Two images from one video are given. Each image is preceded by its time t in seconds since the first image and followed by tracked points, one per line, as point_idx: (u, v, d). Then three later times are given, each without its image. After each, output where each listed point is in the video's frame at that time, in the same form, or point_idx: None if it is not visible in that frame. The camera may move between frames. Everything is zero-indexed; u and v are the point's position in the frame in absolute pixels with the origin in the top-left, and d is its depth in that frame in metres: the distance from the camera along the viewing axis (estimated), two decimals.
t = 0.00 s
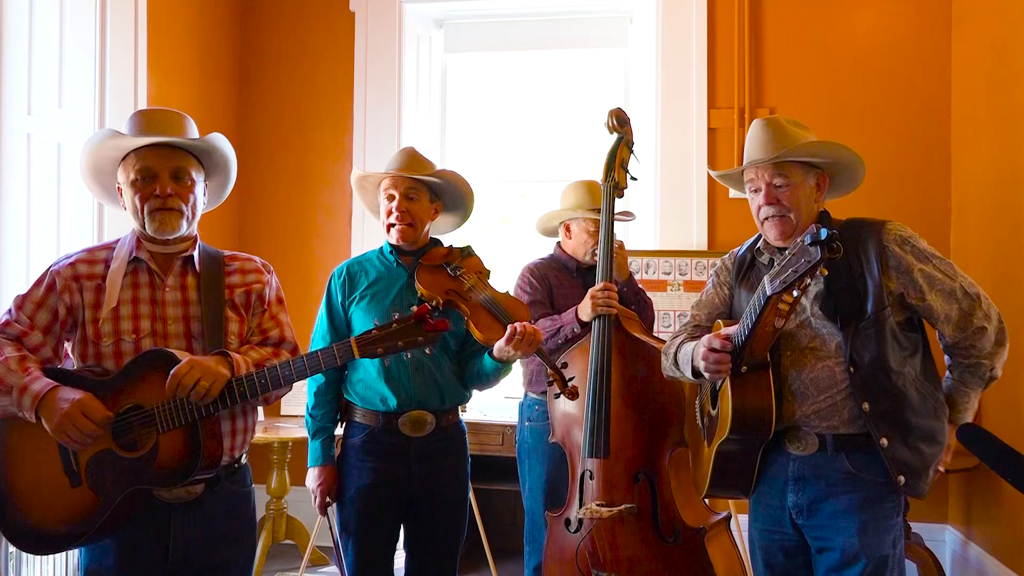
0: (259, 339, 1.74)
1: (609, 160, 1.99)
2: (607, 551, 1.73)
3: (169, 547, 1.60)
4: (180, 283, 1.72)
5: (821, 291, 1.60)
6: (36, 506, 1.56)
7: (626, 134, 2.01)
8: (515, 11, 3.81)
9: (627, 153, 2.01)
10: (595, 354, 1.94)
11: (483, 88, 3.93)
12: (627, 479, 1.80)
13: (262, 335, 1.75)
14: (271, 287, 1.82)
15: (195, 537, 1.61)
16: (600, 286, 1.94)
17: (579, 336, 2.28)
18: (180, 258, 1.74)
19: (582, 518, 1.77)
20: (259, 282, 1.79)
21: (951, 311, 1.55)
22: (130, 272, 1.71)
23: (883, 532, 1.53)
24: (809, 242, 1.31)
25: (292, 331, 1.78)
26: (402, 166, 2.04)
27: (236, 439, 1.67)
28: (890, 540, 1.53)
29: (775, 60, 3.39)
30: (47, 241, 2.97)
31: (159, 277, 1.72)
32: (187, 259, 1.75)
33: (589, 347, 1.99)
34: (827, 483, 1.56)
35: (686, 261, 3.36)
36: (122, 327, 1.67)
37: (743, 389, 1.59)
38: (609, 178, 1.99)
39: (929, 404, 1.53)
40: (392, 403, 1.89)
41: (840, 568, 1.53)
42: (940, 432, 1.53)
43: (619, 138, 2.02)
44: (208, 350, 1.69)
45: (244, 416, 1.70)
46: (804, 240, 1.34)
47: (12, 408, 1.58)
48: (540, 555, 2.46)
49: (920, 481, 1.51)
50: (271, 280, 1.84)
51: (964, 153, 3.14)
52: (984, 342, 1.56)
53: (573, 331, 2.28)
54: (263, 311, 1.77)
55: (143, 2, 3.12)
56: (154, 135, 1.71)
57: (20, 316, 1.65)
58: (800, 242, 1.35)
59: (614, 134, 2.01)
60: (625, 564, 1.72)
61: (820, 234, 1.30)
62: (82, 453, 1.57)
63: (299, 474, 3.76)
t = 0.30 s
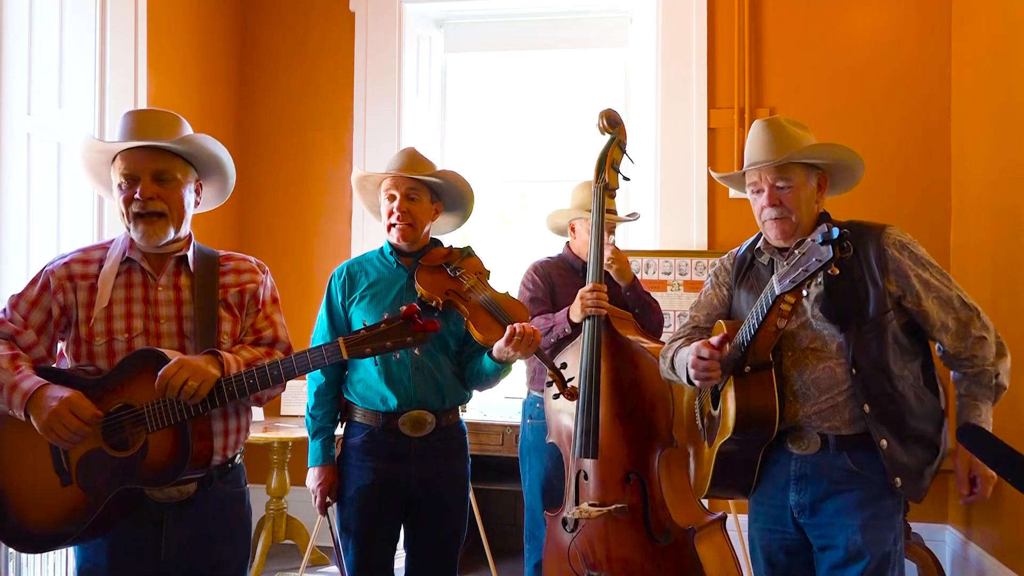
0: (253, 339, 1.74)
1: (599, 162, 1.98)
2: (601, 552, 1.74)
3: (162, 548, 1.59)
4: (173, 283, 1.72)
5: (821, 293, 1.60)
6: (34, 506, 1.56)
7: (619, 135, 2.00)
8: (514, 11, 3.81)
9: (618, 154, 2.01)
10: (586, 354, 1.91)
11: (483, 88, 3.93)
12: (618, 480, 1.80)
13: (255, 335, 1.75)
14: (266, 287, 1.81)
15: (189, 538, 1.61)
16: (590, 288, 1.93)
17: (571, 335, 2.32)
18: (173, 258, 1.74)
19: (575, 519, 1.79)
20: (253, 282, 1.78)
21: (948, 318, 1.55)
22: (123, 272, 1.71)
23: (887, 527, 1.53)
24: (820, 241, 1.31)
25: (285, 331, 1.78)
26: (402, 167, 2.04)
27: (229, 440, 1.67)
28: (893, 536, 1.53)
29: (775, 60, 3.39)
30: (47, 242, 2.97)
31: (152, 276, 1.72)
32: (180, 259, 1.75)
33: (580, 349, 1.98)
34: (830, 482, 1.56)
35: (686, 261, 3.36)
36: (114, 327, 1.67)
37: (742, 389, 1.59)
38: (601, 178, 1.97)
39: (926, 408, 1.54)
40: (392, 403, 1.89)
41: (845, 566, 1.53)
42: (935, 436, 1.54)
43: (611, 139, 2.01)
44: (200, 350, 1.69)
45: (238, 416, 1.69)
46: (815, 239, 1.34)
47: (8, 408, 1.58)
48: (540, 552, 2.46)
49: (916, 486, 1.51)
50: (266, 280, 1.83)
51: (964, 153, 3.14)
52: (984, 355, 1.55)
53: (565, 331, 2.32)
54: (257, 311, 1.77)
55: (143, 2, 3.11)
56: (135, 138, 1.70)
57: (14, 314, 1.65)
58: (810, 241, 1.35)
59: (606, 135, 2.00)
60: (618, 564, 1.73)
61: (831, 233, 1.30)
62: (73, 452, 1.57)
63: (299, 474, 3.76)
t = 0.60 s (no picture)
0: (247, 337, 1.75)
1: (596, 162, 1.98)
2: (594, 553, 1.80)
3: (158, 546, 1.61)
4: (166, 283, 1.73)
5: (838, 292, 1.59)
6: (33, 506, 1.56)
7: (616, 136, 2.02)
8: (514, 11, 3.80)
9: (616, 154, 2.01)
10: (580, 359, 1.90)
11: (483, 87, 3.93)
12: (612, 479, 1.83)
13: (249, 333, 1.75)
14: (258, 286, 1.82)
15: (185, 538, 1.62)
16: (584, 290, 1.91)
17: (563, 336, 2.40)
18: (166, 258, 1.75)
19: (568, 516, 1.85)
20: (246, 281, 1.79)
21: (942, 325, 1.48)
22: (116, 273, 1.71)
23: (894, 529, 1.52)
24: (850, 248, 1.35)
25: (280, 329, 1.79)
26: (402, 167, 2.04)
27: (224, 439, 1.67)
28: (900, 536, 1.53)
29: (775, 60, 3.39)
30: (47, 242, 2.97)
31: (146, 277, 1.72)
32: (173, 259, 1.75)
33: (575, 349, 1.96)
34: (838, 481, 1.55)
35: (686, 261, 3.36)
36: (109, 327, 1.67)
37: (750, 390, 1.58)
38: (597, 178, 1.98)
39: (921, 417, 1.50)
40: (392, 403, 1.89)
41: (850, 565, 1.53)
42: (931, 445, 1.55)
43: (610, 139, 2.02)
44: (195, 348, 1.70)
45: (232, 415, 1.69)
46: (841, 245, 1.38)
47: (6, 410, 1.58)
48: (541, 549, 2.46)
49: (915, 493, 1.53)
50: (258, 279, 1.84)
51: (964, 153, 3.14)
52: (928, 356, 1.45)
53: (559, 331, 2.40)
54: (251, 310, 1.78)
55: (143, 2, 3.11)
56: (124, 140, 1.71)
57: (7, 316, 1.65)
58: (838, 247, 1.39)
59: (604, 136, 2.02)
60: (613, 564, 1.77)
61: (862, 242, 1.34)
62: (70, 453, 1.57)
63: (299, 474, 3.76)
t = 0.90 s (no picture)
0: (243, 336, 1.77)
1: (590, 163, 1.98)
2: (591, 552, 1.84)
3: (153, 546, 1.61)
4: (161, 283, 1.73)
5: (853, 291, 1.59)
6: (32, 505, 1.56)
7: (612, 136, 2.02)
8: (514, 11, 3.80)
9: (611, 155, 2.01)
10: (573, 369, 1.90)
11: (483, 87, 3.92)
12: (608, 478, 1.83)
13: (245, 332, 1.77)
14: (252, 285, 1.83)
15: (181, 536, 1.62)
16: (578, 290, 1.92)
17: (557, 338, 2.41)
18: (160, 258, 1.74)
19: (564, 516, 1.87)
20: (240, 280, 1.80)
21: (928, 330, 1.48)
22: (110, 272, 1.71)
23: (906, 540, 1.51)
24: (810, 243, 1.50)
25: (274, 328, 1.81)
26: (401, 167, 2.04)
27: (222, 438, 1.68)
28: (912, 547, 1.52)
29: (775, 60, 3.39)
30: (47, 242, 2.98)
31: (140, 277, 1.72)
32: (166, 259, 1.75)
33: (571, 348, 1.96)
34: (849, 487, 1.55)
35: (686, 261, 3.34)
36: (103, 327, 1.67)
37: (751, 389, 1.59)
38: (591, 180, 1.98)
39: (896, 421, 1.51)
40: (392, 403, 1.89)
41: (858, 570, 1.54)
42: (926, 464, 1.50)
43: (605, 141, 2.02)
44: (191, 346, 1.70)
45: (228, 414, 1.70)
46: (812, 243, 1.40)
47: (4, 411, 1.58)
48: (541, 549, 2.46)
49: (903, 509, 1.48)
50: (251, 278, 1.85)
51: (964, 153, 3.14)
52: (893, 355, 1.47)
53: (552, 333, 2.41)
54: (245, 308, 1.79)
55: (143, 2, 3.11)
56: (117, 135, 1.71)
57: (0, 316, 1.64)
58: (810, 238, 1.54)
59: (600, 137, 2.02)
60: (609, 564, 1.80)
61: (818, 238, 1.48)
62: (67, 452, 1.57)
63: (299, 474, 3.76)
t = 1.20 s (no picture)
0: (237, 334, 1.75)
1: (590, 164, 1.98)
2: (590, 552, 1.84)
3: (147, 545, 1.61)
4: (156, 282, 1.73)
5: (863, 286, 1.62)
6: (29, 505, 1.55)
7: (611, 136, 2.02)
8: (514, 10, 3.80)
9: (611, 154, 2.01)
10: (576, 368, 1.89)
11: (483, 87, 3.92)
12: (608, 478, 1.83)
13: (239, 331, 1.75)
14: (246, 285, 1.83)
15: (175, 536, 1.62)
16: (579, 290, 1.91)
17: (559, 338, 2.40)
18: (154, 258, 1.74)
19: (565, 516, 1.87)
20: (234, 280, 1.80)
21: (923, 332, 1.48)
22: (104, 272, 1.71)
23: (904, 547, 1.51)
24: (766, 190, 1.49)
25: (268, 327, 1.79)
26: (401, 169, 2.04)
27: (217, 436, 1.67)
28: (914, 554, 1.51)
29: (775, 60, 3.39)
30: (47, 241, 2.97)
31: (134, 277, 1.72)
32: (161, 259, 1.75)
33: (572, 349, 1.96)
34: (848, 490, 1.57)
35: (686, 261, 3.34)
36: (98, 326, 1.67)
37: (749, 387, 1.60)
38: (592, 181, 1.98)
39: (885, 420, 1.51)
40: (392, 404, 1.89)
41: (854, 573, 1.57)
42: (911, 470, 1.49)
43: (605, 140, 2.02)
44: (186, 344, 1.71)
45: (224, 413, 1.70)
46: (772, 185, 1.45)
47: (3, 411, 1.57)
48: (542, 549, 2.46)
49: (887, 510, 1.48)
50: (245, 279, 1.85)
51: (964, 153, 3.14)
52: (884, 348, 1.47)
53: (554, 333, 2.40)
54: (240, 308, 1.78)
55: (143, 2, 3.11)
56: (112, 139, 1.70)
57: None
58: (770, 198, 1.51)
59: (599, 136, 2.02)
60: (609, 564, 1.80)
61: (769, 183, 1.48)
62: (61, 449, 1.57)
63: (299, 474, 3.76)
